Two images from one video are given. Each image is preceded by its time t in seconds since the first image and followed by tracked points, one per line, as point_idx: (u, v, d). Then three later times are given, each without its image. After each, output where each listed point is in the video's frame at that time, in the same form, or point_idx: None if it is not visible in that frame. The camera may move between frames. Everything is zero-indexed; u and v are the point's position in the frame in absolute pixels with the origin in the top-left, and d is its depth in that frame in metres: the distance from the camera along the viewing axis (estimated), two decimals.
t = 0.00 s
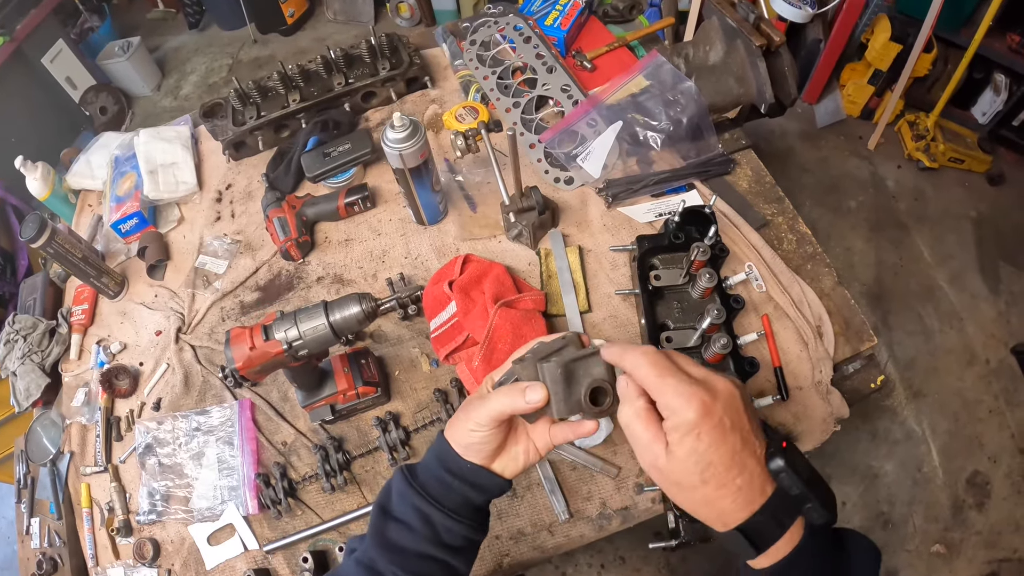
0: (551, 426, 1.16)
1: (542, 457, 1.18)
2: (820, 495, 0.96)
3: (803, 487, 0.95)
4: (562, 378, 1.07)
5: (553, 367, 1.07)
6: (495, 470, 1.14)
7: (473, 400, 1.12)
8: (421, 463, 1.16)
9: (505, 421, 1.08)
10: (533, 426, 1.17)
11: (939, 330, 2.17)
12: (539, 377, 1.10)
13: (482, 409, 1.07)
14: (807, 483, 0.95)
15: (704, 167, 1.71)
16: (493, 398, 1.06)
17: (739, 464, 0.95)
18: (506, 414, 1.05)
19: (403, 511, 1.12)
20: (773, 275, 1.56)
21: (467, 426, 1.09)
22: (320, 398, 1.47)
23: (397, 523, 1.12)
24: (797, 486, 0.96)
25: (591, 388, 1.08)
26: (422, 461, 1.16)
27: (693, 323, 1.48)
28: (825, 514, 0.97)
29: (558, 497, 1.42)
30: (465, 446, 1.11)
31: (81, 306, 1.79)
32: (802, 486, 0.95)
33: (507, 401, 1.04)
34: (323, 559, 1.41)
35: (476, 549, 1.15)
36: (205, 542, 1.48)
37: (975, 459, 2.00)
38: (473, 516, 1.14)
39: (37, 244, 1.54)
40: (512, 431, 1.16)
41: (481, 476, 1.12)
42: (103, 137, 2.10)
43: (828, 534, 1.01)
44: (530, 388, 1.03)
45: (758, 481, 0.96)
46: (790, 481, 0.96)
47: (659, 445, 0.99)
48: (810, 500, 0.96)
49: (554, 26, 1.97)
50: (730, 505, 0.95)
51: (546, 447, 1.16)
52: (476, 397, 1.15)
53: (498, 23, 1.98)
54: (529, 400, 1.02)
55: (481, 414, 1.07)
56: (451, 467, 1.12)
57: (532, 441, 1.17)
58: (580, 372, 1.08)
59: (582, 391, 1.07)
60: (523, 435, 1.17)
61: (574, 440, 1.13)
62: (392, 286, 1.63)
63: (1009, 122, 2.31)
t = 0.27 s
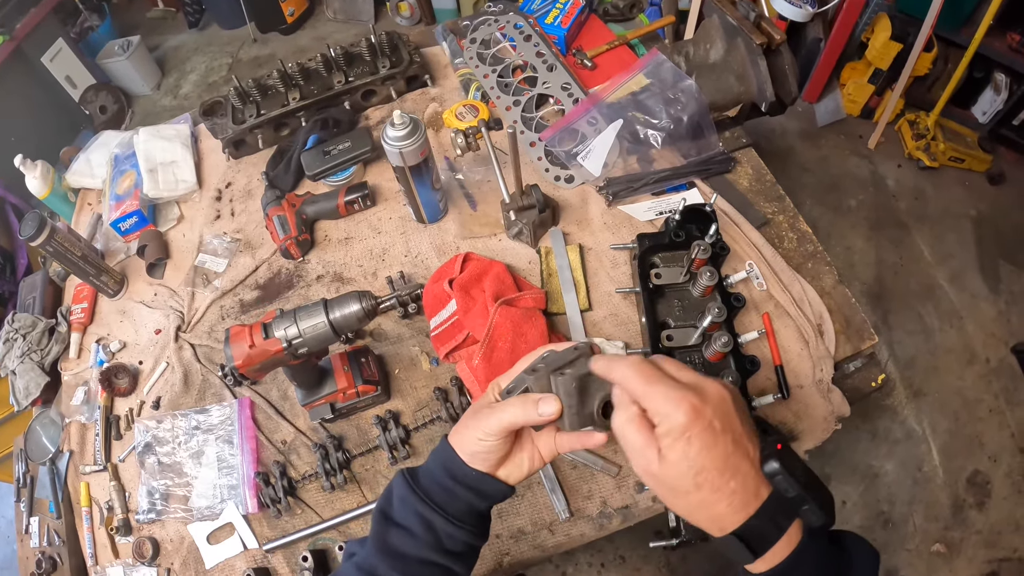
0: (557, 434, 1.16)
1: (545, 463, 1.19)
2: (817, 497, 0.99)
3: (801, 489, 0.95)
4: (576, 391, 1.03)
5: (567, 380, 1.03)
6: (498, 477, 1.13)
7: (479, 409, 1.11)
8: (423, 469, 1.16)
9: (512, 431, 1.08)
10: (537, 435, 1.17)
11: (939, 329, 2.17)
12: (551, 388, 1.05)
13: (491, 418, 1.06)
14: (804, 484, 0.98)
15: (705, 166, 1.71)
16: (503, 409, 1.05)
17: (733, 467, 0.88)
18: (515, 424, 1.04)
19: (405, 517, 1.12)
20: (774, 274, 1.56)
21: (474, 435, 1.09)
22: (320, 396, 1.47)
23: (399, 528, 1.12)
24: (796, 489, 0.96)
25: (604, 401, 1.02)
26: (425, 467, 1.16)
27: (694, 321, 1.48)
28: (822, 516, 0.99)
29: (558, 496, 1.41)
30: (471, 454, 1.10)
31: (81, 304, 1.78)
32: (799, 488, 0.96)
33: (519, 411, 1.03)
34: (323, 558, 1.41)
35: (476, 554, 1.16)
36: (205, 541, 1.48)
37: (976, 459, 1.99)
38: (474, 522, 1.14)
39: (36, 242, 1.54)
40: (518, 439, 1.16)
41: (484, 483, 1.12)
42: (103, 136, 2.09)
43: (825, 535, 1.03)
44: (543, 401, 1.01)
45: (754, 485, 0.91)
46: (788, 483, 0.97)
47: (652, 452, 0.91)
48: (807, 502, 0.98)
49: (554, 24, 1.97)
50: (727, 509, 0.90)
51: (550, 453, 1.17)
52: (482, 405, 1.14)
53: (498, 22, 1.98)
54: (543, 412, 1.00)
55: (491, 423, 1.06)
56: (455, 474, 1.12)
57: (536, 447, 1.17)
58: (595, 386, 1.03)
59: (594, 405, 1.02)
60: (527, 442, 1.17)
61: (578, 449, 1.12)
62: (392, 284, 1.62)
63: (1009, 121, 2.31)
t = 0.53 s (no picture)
0: (556, 438, 1.18)
1: (545, 467, 1.20)
2: (821, 499, 1.04)
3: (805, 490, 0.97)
4: (573, 396, 1.04)
5: (565, 384, 1.03)
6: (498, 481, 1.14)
7: (477, 415, 1.12)
8: (423, 474, 1.15)
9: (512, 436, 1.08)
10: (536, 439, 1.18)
11: (939, 328, 2.16)
12: (549, 393, 1.06)
13: (490, 423, 1.06)
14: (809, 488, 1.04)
15: (705, 165, 1.71)
16: (502, 413, 1.05)
17: (741, 466, 0.92)
18: (514, 429, 1.04)
19: (405, 522, 1.11)
20: (774, 273, 1.56)
21: (473, 440, 1.09)
22: (319, 395, 1.47)
23: (399, 534, 1.12)
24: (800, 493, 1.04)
25: (601, 405, 1.04)
26: (425, 472, 1.15)
27: (693, 320, 1.48)
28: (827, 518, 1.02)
29: (557, 495, 1.41)
30: (471, 459, 1.10)
31: (81, 304, 1.78)
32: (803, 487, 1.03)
33: (517, 416, 1.02)
34: (322, 557, 1.40)
35: (476, 560, 1.15)
36: (204, 540, 1.48)
37: (975, 458, 1.99)
38: (475, 527, 1.13)
39: (36, 241, 1.54)
40: (517, 444, 1.17)
41: (485, 487, 1.12)
42: (102, 135, 2.09)
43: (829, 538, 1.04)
44: (542, 404, 1.01)
45: (761, 485, 0.93)
46: (793, 484, 1.04)
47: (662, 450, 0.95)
48: (813, 503, 1.03)
49: (553, 23, 1.97)
50: (735, 508, 0.92)
51: (550, 458, 1.18)
52: (481, 410, 1.14)
53: (497, 21, 1.98)
54: (541, 417, 1.00)
55: (489, 429, 1.06)
56: (455, 479, 1.11)
57: (536, 452, 1.18)
58: (592, 390, 1.05)
59: (592, 410, 1.03)
60: (527, 447, 1.18)
61: (579, 454, 1.15)
62: (392, 283, 1.62)
63: (1009, 121, 2.31)
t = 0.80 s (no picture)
0: (553, 437, 1.18)
1: (542, 467, 1.19)
2: (820, 497, 1.03)
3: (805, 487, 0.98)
4: (568, 394, 1.03)
5: (560, 381, 1.03)
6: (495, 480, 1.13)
7: (473, 413, 1.12)
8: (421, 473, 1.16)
9: (508, 434, 1.08)
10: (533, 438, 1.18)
11: (938, 328, 2.16)
12: (544, 390, 1.06)
13: (486, 421, 1.05)
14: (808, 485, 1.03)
15: (703, 164, 1.71)
16: (498, 411, 1.05)
17: (741, 463, 0.94)
18: (510, 426, 1.04)
19: (403, 521, 1.12)
20: (772, 272, 1.56)
21: (470, 438, 1.08)
22: (317, 394, 1.47)
23: (397, 533, 1.12)
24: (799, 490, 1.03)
25: (595, 402, 1.04)
26: (423, 471, 1.15)
27: (691, 319, 1.48)
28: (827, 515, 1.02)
29: (555, 494, 1.41)
30: (468, 457, 1.10)
31: (80, 303, 1.79)
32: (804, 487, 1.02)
33: (513, 414, 1.02)
34: (320, 556, 1.40)
35: (474, 559, 1.15)
36: (203, 539, 1.48)
37: (975, 458, 1.99)
38: (473, 527, 1.13)
39: (34, 240, 1.54)
40: (515, 443, 1.17)
41: (482, 486, 1.12)
42: (101, 134, 2.09)
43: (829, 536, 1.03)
44: (537, 402, 1.01)
45: (761, 482, 0.95)
46: (792, 482, 1.04)
47: (662, 448, 0.97)
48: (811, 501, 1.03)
49: (552, 23, 1.97)
50: (734, 505, 0.94)
51: (547, 457, 1.18)
52: (478, 409, 1.14)
53: (496, 20, 1.98)
54: (535, 414, 1.00)
55: (486, 427, 1.05)
56: (453, 478, 1.11)
57: (534, 451, 1.18)
58: (587, 387, 1.05)
59: (588, 407, 1.04)
60: (524, 447, 1.18)
61: (577, 453, 1.16)
62: (390, 282, 1.62)
63: (1008, 120, 2.30)
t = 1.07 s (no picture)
0: (553, 436, 1.18)
1: (543, 465, 1.20)
2: (829, 498, 0.97)
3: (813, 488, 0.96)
4: (566, 391, 1.02)
5: (557, 379, 1.02)
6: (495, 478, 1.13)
7: (473, 410, 1.12)
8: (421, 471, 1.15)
9: (506, 432, 1.08)
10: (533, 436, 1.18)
11: (939, 328, 2.16)
12: (542, 387, 1.05)
13: (484, 418, 1.05)
14: (816, 485, 0.96)
15: (704, 162, 1.70)
16: (496, 408, 1.05)
17: (750, 463, 0.95)
18: (508, 424, 1.04)
19: (403, 519, 1.11)
20: (772, 272, 1.55)
21: (469, 435, 1.08)
22: (317, 393, 1.47)
23: (397, 531, 1.12)
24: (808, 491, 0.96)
25: (595, 399, 1.02)
26: (423, 469, 1.15)
27: (691, 318, 1.48)
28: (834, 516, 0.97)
29: (555, 493, 1.41)
30: (467, 455, 1.10)
31: (80, 302, 1.79)
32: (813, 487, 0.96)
33: (510, 411, 1.02)
34: (320, 555, 1.40)
35: (473, 557, 1.15)
36: (202, 538, 1.48)
37: (975, 458, 1.99)
38: (472, 525, 1.13)
39: (34, 239, 1.54)
40: (515, 440, 1.17)
41: (481, 484, 1.11)
42: (101, 133, 2.09)
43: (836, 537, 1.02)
44: (535, 399, 1.00)
45: (769, 483, 0.97)
46: (801, 483, 0.97)
47: (673, 445, 0.98)
48: (819, 502, 0.97)
49: (552, 22, 1.96)
50: (743, 504, 0.96)
51: (548, 456, 1.18)
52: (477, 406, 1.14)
53: (496, 19, 1.98)
54: (533, 412, 1.00)
55: (484, 424, 1.05)
56: (452, 476, 1.11)
57: (534, 450, 1.18)
58: (585, 385, 1.03)
59: (586, 405, 1.02)
60: (524, 445, 1.18)
61: (576, 451, 1.16)
62: (390, 281, 1.62)
63: (1009, 120, 2.30)
